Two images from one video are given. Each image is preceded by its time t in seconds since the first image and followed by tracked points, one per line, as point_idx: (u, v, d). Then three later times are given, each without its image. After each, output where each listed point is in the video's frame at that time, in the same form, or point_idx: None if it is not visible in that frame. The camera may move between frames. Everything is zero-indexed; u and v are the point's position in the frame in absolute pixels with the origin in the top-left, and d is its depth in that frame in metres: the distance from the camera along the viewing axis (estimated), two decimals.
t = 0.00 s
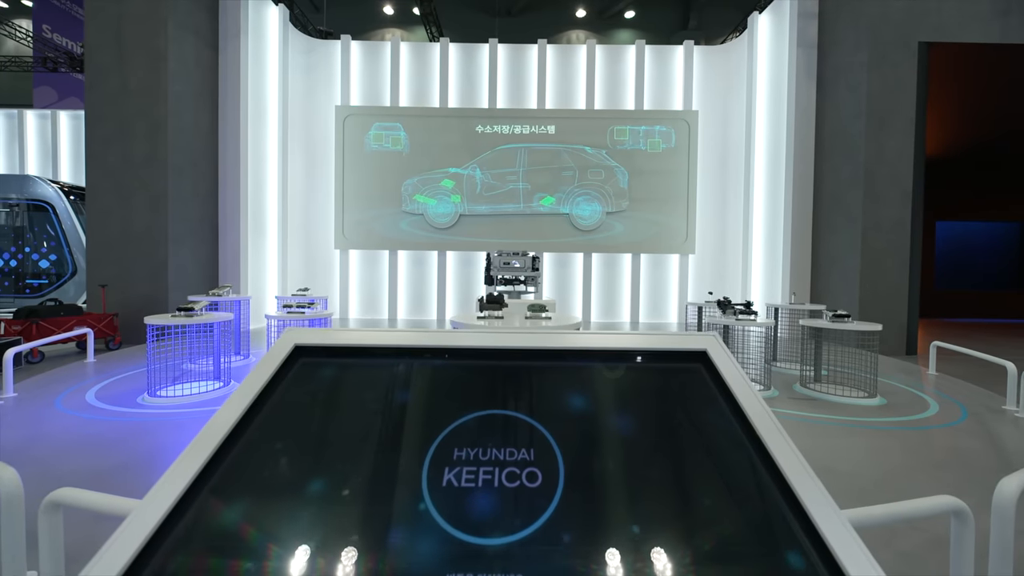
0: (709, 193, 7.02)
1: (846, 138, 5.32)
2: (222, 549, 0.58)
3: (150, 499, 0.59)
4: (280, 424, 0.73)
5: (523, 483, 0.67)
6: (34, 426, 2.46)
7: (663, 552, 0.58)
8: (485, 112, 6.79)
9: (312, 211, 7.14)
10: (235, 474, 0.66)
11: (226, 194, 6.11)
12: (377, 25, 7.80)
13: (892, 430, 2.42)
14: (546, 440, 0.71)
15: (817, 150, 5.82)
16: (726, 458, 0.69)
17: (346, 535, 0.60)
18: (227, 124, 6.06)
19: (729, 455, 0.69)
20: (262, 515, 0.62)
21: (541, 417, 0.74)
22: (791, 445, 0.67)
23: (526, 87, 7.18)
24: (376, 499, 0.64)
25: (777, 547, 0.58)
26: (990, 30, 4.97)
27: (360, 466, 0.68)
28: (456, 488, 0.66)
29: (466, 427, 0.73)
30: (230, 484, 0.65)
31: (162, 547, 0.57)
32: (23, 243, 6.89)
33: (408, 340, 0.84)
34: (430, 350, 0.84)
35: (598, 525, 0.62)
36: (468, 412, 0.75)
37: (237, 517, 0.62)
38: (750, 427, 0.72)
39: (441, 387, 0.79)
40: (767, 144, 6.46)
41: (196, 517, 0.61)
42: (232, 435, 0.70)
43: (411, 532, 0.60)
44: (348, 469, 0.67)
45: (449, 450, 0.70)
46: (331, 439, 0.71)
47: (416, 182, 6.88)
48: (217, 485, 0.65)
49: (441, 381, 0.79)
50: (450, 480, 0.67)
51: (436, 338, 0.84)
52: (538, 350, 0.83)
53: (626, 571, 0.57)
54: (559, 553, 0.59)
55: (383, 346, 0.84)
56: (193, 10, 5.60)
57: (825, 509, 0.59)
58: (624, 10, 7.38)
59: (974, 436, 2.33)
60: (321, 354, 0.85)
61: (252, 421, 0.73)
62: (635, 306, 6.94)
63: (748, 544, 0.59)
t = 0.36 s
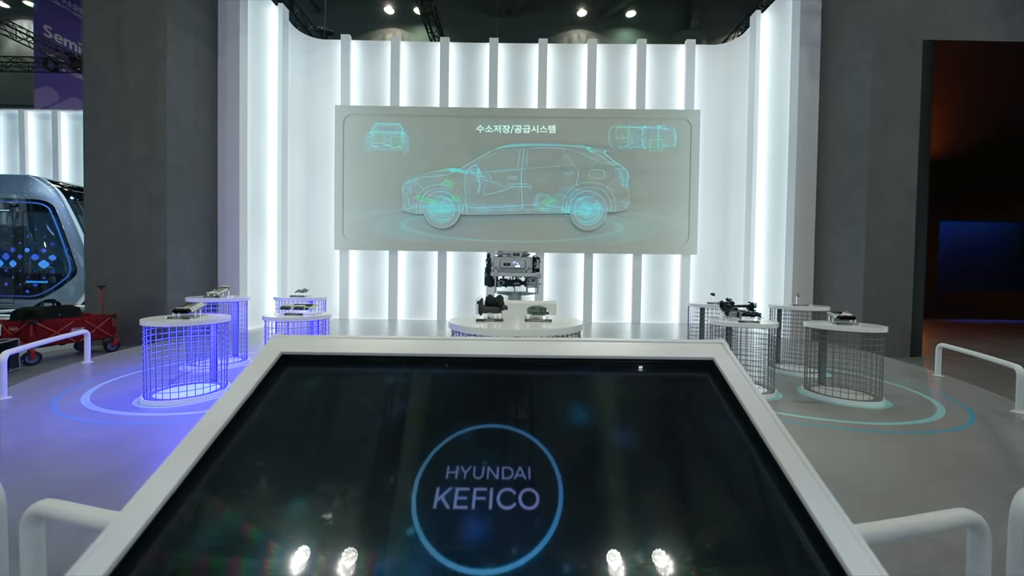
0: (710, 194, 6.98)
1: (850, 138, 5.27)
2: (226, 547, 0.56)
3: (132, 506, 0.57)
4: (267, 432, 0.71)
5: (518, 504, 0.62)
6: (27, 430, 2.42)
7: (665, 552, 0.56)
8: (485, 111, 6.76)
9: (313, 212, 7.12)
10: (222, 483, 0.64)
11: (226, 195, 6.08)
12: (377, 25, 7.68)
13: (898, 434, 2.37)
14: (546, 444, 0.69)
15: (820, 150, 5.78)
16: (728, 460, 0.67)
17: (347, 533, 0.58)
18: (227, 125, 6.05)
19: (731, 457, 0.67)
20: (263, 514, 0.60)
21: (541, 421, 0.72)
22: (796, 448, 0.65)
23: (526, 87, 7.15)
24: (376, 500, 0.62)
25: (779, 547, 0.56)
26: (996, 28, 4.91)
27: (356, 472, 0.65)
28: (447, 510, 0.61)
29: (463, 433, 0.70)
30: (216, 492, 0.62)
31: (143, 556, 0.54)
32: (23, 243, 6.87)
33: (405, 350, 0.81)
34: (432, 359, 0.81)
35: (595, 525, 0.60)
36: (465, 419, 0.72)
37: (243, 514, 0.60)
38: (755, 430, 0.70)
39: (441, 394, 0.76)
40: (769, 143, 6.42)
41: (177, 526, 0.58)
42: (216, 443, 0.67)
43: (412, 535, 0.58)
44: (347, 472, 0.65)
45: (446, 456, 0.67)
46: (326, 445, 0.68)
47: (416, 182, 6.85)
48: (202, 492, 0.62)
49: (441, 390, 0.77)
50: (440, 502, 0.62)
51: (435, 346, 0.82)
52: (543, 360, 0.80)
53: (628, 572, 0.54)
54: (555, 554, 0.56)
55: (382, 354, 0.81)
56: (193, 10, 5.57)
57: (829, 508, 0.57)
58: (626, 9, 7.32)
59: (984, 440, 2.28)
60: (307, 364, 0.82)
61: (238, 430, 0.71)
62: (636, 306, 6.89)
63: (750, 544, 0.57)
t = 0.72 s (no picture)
0: (712, 194, 6.95)
1: (853, 138, 5.22)
2: (225, 547, 0.55)
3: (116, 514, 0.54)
4: (257, 438, 0.69)
5: (513, 529, 0.58)
6: (20, 434, 2.39)
7: (665, 551, 0.56)
8: (485, 111, 6.73)
9: (312, 212, 7.10)
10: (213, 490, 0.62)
11: (225, 195, 6.05)
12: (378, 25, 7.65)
13: (905, 440, 2.33)
14: (545, 447, 0.67)
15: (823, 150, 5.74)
16: (731, 464, 0.65)
17: (350, 527, 0.58)
18: (226, 125, 6.02)
19: (732, 458, 0.66)
20: (268, 511, 0.59)
21: (541, 424, 0.70)
22: (798, 450, 0.63)
23: (527, 86, 7.13)
24: (377, 498, 0.61)
25: (778, 545, 0.55)
26: (1001, 27, 4.86)
27: (352, 476, 0.63)
28: (438, 537, 0.57)
29: (459, 440, 0.68)
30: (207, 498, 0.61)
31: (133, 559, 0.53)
32: (23, 244, 6.84)
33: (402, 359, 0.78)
34: (430, 369, 0.79)
35: (595, 523, 0.58)
36: (462, 433, 0.69)
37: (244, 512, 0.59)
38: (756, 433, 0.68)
39: (441, 401, 0.74)
40: (772, 143, 6.38)
41: (166, 529, 0.57)
42: (202, 451, 0.65)
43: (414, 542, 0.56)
44: (349, 473, 0.64)
45: (443, 461, 0.65)
46: (322, 451, 0.67)
47: (416, 182, 6.83)
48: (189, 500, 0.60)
49: (440, 401, 0.74)
50: (431, 526, 0.58)
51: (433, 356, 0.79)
52: (546, 369, 0.78)
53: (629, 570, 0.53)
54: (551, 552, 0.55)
55: (379, 364, 0.78)
56: (191, 9, 5.53)
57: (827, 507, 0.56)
58: (627, 8, 7.24)
59: (994, 446, 2.24)
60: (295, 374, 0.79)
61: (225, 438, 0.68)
62: (638, 307, 6.84)
63: (750, 542, 0.56)
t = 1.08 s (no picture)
0: (715, 194, 6.91)
1: (859, 137, 5.14)
2: (228, 545, 0.55)
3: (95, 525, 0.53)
4: (249, 446, 0.67)
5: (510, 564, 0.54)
6: (16, 439, 2.36)
7: (668, 552, 0.54)
8: (486, 111, 6.69)
9: (314, 213, 7.10)
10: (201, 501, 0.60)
11: (226, 195, 6.03)
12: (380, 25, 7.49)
13: (915, 446, 2.27)
14: (545, 453, 0.66)
15: (828, 150, 5.69)
16: (742, 480, 0.62)
17: (351, 525, 0.56)
18: (226, 125, 5.99)
19: (736, 463, 0.64)
20: (272, 510, 0.59)
21: (542, 429, 0.69)
22: (806, 459, 0.62)
23: (529, 87, 7.10)
24: (379, 499, 0.60)
25: (784, 547, 0.54)
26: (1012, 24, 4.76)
27: (348, 483, 0.62)
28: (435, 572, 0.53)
29: (455, 449, 0.66)
30: (196, 507, 0.59)
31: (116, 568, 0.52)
32: (25, 245, 6.84)
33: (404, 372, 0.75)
34: (412, 382, 0.75)
35: (598, 541, 0.55)
36: (461, 450, 0.66)
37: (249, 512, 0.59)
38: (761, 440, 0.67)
39: (440, 413, 0.71)
40: (776, 143, 6.33)
41: (154, 535, 0.56)
42: (186, 461, 0.63)
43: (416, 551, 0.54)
44: (346, 479, 0.62)
45: (440, 469, 0.63)
46: (319, 457, 0.65)
47: (417, 183, 6.80)
48: (172, 513, 0.58)
49: (441, 412, 0.72)
50: (418, 560, 0.53)
51: (435, 367, 0.76)
52: (555, 381, 0.75)
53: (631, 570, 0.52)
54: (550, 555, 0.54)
55: (381, 377, 0.75)
56: (191, 9, 5.50)
57: (831, 512, 0.55)
58: (629, 7, 7.10)
59: (1007, 453, 2.18)
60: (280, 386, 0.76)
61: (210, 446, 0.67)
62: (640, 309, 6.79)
63: (754, 542, 0.55)
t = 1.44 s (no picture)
0: (718, 194, 6.86)
1: (865, 136, 5.08)
2: (228, 544, 0.57)
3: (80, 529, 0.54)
4: (238, 452, 0.70)
5: None
6: (10, 444, 2.34)
7: (671, 554, 0.56)
8: (486, 111, 6.65)
9: (315, 214, 7.10)
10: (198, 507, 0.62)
11: (225, 196, 5.99)
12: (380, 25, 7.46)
13: (920, 454, 2.22)
14: (547, 462, 0.68)
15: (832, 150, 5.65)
16: (747, 487, 0.64)
17: (351, 526, 0.59)
18: (225, 126, 5.96)
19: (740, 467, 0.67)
20: (275, 510, 0.61)
21: (543, 439, 0.71)
22: (811, 463, 0.64)
23: (530, 86, 7.06)
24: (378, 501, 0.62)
25: (785, 549, 0.56)
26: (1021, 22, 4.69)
27: (346, 486, 0.64)
28: None
29: (452, 464, 0.67)
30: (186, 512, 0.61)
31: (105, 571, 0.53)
32: (26, 246, 6.82)
33: (401, 387, 0.77)
34: (409, 398, 0.78)
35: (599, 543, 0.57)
36: (456, 468, 0.66)
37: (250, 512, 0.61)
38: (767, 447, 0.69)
39: (437, 431, 0.73)
40: (779, 143, 6.29)
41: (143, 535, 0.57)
42: (169, 468, 0.65)
43: (411, 562, 0.55)
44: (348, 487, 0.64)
45: (435, 479, 0.65)
46: (316, 462, 0.67)
47: (418, 183, 6.76)
48: (161, 518, 0.60)
49: (438, 428, 0.74)
50: None
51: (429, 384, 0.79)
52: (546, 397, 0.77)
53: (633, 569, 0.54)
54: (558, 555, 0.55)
55: (377, 392, 0.78)
56: (191, 9, 5.47)
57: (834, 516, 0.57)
58: (631, 7, 7.01)
59: (1020, 461, 2.13)
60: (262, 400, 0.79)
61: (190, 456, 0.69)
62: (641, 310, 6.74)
63: (756, 544, 0.57)
